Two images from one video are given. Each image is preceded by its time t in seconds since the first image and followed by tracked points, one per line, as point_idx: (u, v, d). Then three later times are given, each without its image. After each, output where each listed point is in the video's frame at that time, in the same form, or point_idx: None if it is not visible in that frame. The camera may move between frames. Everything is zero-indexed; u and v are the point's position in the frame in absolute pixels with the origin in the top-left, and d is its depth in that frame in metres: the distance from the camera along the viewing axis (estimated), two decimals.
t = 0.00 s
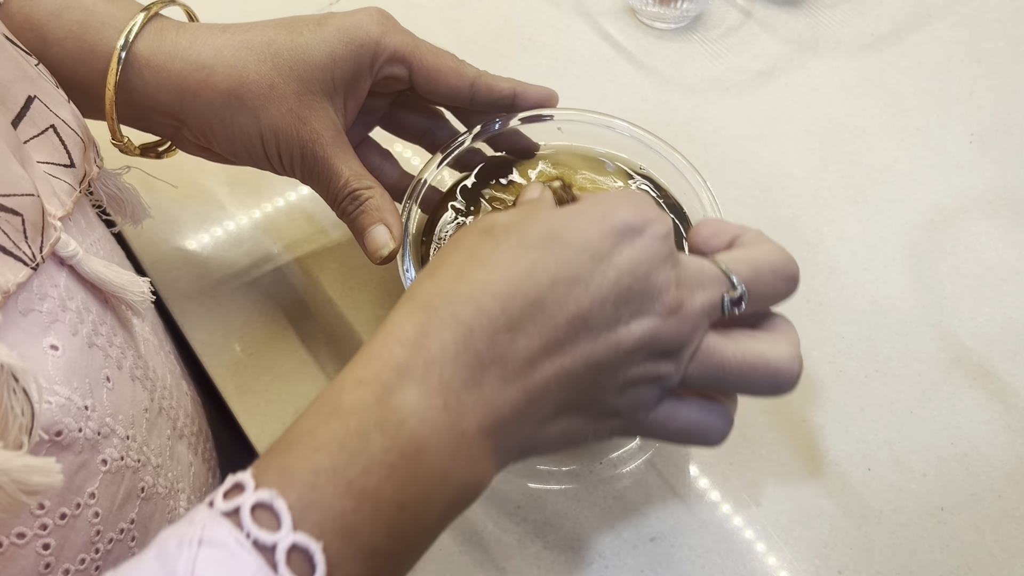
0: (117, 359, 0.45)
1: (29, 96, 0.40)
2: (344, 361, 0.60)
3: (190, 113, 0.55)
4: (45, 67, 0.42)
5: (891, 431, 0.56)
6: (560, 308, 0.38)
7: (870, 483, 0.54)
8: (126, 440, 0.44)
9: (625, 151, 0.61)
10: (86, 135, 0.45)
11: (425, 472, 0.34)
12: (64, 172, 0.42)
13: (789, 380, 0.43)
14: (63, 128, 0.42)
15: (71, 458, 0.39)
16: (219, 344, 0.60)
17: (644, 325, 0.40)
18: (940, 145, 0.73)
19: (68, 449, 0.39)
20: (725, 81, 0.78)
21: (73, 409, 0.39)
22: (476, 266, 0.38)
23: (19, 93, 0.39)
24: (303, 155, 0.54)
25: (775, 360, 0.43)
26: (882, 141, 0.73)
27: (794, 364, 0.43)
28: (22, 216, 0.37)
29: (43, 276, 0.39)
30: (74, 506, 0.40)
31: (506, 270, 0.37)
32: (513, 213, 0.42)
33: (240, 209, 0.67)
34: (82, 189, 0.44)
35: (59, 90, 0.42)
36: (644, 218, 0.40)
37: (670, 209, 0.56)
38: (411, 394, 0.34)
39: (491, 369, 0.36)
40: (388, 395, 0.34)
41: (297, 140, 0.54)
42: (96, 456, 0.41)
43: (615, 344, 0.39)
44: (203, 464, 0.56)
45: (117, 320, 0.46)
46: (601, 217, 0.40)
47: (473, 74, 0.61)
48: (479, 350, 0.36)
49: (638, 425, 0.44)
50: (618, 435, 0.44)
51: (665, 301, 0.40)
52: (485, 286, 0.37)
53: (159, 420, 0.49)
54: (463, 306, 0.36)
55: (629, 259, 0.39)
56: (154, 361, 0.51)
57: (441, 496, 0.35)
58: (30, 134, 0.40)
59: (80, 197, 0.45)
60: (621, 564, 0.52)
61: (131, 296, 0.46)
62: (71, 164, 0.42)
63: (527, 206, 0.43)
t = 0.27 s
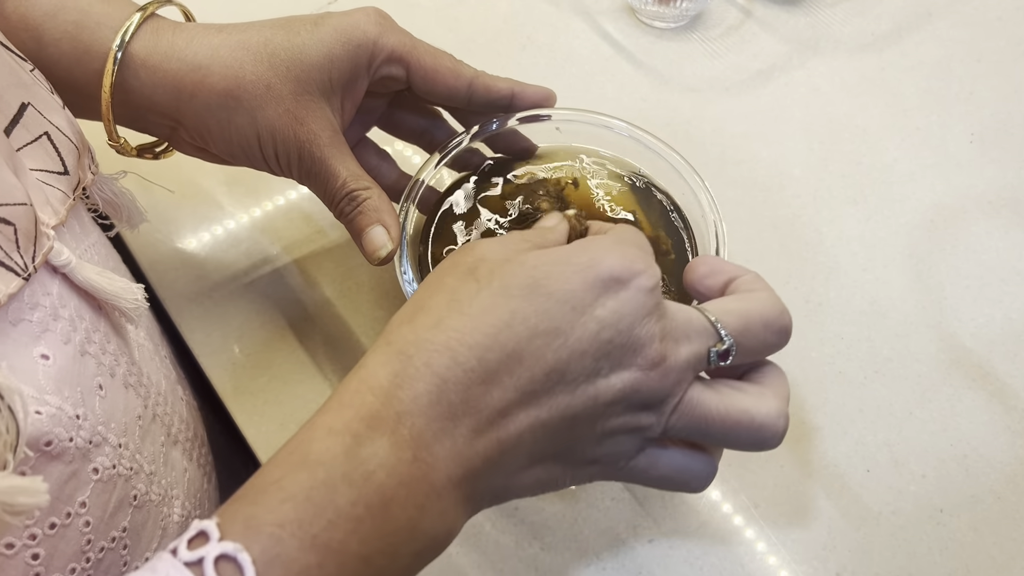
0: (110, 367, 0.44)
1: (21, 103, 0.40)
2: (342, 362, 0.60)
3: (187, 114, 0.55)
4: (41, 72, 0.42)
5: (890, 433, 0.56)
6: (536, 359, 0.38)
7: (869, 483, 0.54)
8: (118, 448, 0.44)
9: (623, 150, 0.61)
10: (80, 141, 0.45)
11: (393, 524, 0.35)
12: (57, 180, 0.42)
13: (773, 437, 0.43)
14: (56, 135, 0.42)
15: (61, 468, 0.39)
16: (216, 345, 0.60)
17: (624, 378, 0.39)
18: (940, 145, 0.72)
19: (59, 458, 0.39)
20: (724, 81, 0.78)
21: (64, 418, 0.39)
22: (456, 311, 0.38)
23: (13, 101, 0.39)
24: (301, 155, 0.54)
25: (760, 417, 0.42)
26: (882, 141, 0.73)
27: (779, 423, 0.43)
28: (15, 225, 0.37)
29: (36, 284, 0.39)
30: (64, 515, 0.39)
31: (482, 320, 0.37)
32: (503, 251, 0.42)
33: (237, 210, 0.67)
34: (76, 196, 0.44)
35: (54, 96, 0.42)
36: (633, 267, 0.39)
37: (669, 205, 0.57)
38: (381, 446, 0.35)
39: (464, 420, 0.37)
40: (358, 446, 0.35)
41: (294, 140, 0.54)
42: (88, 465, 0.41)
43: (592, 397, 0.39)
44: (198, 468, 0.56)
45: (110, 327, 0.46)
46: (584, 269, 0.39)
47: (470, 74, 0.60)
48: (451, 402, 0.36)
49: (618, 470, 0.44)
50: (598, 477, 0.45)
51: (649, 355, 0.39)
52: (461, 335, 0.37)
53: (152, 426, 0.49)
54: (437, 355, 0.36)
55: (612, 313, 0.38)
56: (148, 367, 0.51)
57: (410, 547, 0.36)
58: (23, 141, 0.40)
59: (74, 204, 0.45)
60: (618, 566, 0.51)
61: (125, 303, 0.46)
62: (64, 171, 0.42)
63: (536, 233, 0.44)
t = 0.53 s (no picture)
0: (106, 371, 0.44)
1: (17, 108, 0.40)
2: (341, 364, 0.60)
3: (184, 116, 0.55)
4: (38, 76, 0.42)
5: (890, 434, 0.56)
6: (506, 367, 0.37)
7: (868, 485, 0.54)
8: (115, 453, 0.44)
9: (622, 151, 0.61)
10: (77, 145, 0.45)
11: (368, 535, 0.35)
12: (54, 185, 0.42)
13: (768, 434, 0.39)
14: (52, 140, 0.42)
15: (56, 474, 0.39)
16: (215, 346, 0.60)
17: (601, 380, 0.38)
18: (941, 146, 0.72)
19: (54, 465, 0.39)
20: (725, 82, 0.78)
21: (60, 425, 0.39)
22: (429, 326, 0.39)
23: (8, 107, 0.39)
24: (298, 157, 0.54)
25: (751, 411, 0.38)
26: (882, 142, 0.73)
27: (774, 418, 0.39)
28: (10, 232, 0.37)
29: (31, 290, 0.39)
30: (59, 521, 0.39)
31: (450, 331, 0.38)
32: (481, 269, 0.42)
33: (235, 211, 0.67)
34: (73, 201, 0.44)
35: (50, 101, 0.42)
36: (598, 270, 0.38)
37: (668, 207, 0.57)
38: (353, 458, 0.36)
39: (436, 431, 0.37)
40: (330, 459, 0.36)
41: (291, 142, 0.53)
42: (83, 471, 0.41)
43: (569, 401, 0.38)
44: (196, 472, 0.56)
45: (107, 332, 0.46)
46: (551, 272, 0.38)
47: (469, 75, 0.60)
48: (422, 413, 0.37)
49: (616, 482, 0.42)
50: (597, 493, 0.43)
51: (623, 356, 0.38)
52: (430, 347, 0.37)
53: (150, 430, 0.49)
54: (406, 368, 0.37)
55: (580, 314, 0.37)
56: (145, 371, 0.51)
57: (389, 559, 0.36)
58: (19, 146, 0.40)
59: (71, 209, 0.45)
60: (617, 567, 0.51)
61: (122, 308, 0.45)
62: (61, 176, 0.42)
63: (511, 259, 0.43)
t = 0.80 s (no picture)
0: (114, 374, 0.45)
1: (25, 115, 0.40)
2: (345, 363, 0.60)
3: (190, 116, 0.55)
4: (47, 82, 0.43)
5: (892, 435, 0.56)
6: (476, 406, 0.36)
7: (870, 486, 0.54)
8: (122, 455, 0.44)
9: (625, 151, 0.61)
10: (84, 151, 0.45)
11: None
12: (62, 191, 0.42)
13: (749, 459, 0.38)
14: (60, 146, 0.42)
15: (63, 477, 0.39)
16: (219, 346, 0.60)
17: (573, 415, 0.37)
18: (944, 146, 0.72)
19: (61, 467, 0.39)
20: (728, 82, 0.78)
21: (67, 428, 0.39)
22: (395, 364, 0.37)
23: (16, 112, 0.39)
24: (303, 158, 0.54)
25: (730, 436, 0.38)
26: (885, 142, 0.73)
27: (754, 441, 0.38)
28: (22, 239, 0.37)
29: (40, 294, 0.40)
30: (67, 523, 0.40)
31: (417, 373, 0.36)
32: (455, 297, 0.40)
33: (240, 211, 0.67)
34: (81, 206, 0.44)
35: (59, 107, 0.43)
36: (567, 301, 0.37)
37: (671, 207, 0.57)
38: (322, 505, 0.35)
39: (407, 476, 0.36)
40: (300, 506, 0.35)
41: (296, 142, 0.54)
42: (90, 473, 0.41)
43: (542, 439, 0.37)
44: (200, 473, 0.56)
45: (114, 335, 0.47)
46: (521, 308, 0.37)
47: (472, 76, 0.60)
48: (390, 457, 0.35)
49: (596, 515, 0.41)
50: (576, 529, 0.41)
51: (593, 391, 0.37)
52: (397, 389, 0.36)
53: (155, 433, 0.49)
54: (373, 411, 0.36)
55: (550, 349, 0.36)
56: (151, 373, 0.51)
57: None
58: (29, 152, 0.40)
59: (79, 214, 0.45)
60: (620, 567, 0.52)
61: (128, 313, 0.46)
62: (69, 183, 0.43)
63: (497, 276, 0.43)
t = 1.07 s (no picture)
0: (111, 380, 0.45)
1: (25, 121, 0.40)
2: (344, 365, 0.60)
3: (189, 118, 0.56)
4: (47, 86, 0.43)
5: (888, 437, 0.56)
6: (459, 407, 0.38)
7: (866, 487, 0.54)
8: (119, 460, 0.44)
9: (623, 154, 0.61)
10: (83, 157, 0.45)
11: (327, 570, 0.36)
12: (60, 198, 0.42)
13: (732, 459, 0.38)
14: (58, 153, 0.42)
15: (61, 483, 0.39)
16: (219, 347, 0.61)
17: (555, 417, 0.38)
18: (941, 149, 0.73)
19: (59, 473, 0.39)
20: (726, 84, 0.78)
21: (66, 434, 0.39)
22: (387, 364, 0.39)
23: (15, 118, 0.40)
24: (301, 160, 0.54)
25: (713, 436, 0.38)
26: (882, 145, 0.73)
27: (738, 442, 0.38)
28: (21, 246, 0.38)
29: (38, 302, 0.40)
30: (65, 528, 0.40)
31: (404, 374, 0.38)
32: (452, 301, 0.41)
33: (239, 211, 0.68)
34: (78, 213, 0.45)
35: (58, 112, 0.43)
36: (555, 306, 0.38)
37: (668, 211, 0.57)
38: (314, 495, 0.37)
39: (394, 470, 0.38)
40: (292, 498, 0.37)
41: (294, 145, 0.54)
42: (88, 479, 0.41)
43: (525, 440, 0.38)
44: (198, 476, 0.56)
45: (113, 341, 0.47)
46: (505, 313, 0.38)
47: (471, 80, 0.61)
48: (379, 452, 0.38)
49: (581, 510, 0.41)
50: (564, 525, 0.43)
51: (575, 395, 0.37)
52: (387, 389, 0.38)
53: (153, 437, 0.49)
54: (364, 408, 0.38)
55: (534, 354, 0.37)
56: (149, 377, 0.51)
57: None
58: (28, 158, 0.41)
59: (77, 220, 0.45)
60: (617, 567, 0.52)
61: (127, 319, 0.46)
62: (66, 189, 0.43)
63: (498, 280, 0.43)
